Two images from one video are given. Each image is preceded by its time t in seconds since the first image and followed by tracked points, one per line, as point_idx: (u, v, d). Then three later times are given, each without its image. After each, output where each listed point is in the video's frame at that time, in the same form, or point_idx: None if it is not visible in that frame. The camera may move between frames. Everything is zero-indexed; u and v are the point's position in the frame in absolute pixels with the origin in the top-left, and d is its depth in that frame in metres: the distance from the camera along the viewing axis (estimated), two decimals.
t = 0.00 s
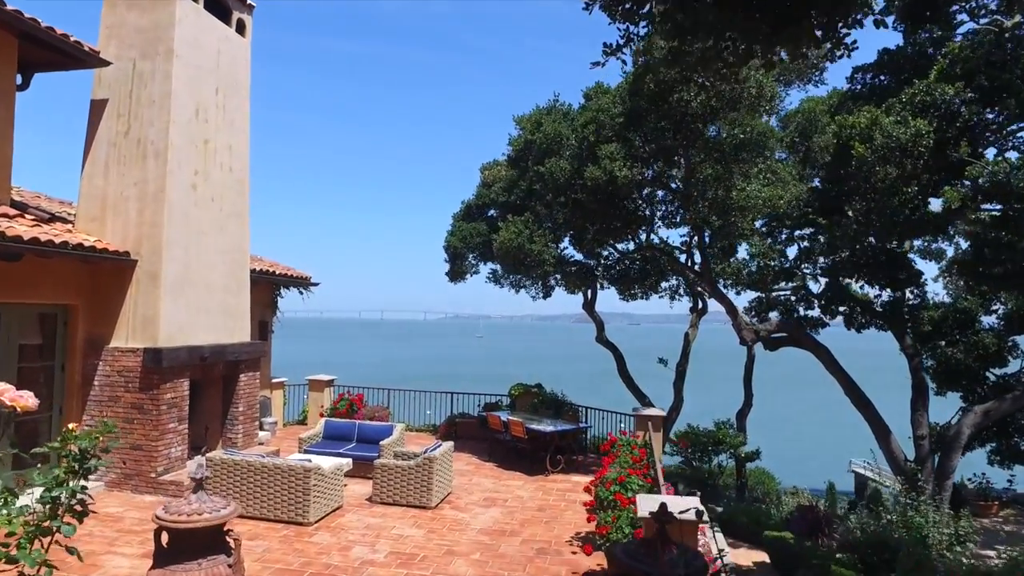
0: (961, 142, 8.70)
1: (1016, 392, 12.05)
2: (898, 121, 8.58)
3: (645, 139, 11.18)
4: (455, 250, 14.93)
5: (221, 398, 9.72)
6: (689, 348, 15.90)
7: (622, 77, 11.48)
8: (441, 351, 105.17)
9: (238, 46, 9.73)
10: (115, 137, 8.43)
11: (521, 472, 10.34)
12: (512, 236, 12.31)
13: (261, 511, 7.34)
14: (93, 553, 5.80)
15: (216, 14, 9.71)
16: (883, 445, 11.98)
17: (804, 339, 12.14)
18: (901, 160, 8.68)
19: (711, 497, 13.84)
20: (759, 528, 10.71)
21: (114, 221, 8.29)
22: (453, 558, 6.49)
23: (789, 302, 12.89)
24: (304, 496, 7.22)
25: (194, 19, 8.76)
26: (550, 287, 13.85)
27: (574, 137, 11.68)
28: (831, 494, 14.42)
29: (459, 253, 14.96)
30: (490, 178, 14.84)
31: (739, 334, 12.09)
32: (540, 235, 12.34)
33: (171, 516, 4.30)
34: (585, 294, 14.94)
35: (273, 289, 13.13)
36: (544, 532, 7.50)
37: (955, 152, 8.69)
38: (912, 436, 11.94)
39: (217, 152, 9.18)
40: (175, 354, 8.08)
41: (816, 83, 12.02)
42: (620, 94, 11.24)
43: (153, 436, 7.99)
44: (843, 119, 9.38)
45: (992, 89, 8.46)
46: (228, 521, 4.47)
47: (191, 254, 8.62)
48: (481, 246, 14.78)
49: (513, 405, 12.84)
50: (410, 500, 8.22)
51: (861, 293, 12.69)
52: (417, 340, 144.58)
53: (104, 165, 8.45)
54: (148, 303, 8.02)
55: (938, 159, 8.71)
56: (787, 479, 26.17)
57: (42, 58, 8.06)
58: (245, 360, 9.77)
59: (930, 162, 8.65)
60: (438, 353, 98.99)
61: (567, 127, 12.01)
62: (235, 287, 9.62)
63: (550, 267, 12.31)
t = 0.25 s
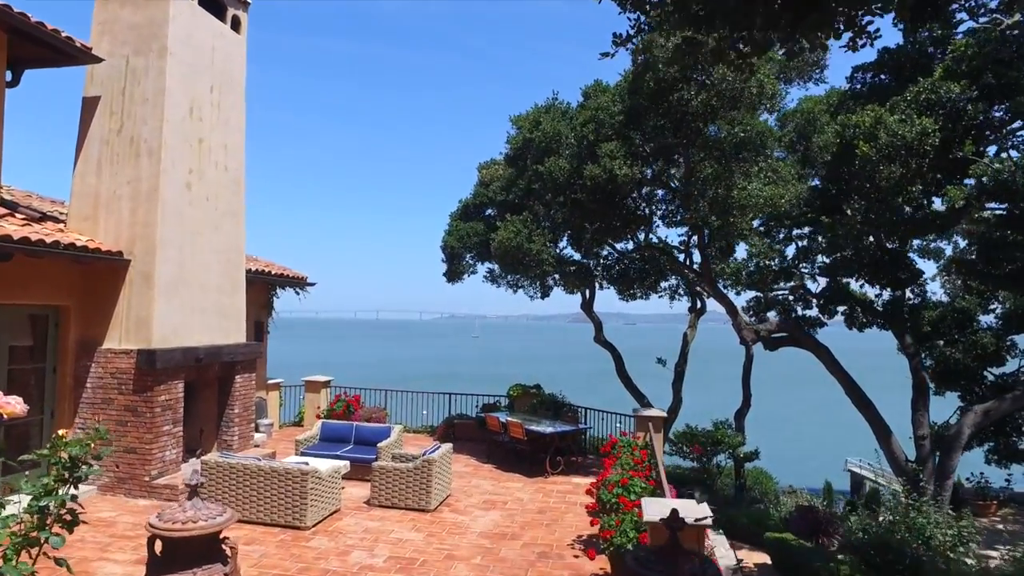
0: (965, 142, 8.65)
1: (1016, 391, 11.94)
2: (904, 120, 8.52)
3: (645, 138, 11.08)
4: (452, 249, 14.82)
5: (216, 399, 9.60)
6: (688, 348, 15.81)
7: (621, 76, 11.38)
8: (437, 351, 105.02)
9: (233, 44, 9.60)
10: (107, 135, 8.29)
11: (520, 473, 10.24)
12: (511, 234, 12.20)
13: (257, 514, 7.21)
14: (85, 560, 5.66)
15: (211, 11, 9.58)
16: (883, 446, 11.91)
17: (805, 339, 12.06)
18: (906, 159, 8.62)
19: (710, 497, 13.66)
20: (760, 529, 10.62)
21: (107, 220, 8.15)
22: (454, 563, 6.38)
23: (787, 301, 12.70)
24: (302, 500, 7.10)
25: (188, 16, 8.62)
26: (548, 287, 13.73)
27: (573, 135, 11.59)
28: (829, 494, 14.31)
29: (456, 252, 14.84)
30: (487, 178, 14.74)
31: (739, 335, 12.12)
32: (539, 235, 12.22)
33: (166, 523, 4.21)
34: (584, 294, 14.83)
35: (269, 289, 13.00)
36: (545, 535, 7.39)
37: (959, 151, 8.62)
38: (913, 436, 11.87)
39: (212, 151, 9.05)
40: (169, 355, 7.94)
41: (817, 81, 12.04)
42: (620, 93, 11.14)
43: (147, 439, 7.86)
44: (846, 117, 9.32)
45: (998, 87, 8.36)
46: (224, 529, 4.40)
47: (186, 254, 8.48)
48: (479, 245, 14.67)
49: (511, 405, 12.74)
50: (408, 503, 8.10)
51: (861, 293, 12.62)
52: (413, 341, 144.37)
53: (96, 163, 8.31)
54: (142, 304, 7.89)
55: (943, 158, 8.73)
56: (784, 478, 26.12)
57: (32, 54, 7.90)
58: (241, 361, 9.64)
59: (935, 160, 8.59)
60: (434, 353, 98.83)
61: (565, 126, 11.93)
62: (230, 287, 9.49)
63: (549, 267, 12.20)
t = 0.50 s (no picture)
0: (966, 140, 8.63)
1: (1012, 390, 11.87)
2: (905, 116, 8.48)
3: (641, 136, 10.92)
4: (447, 249, 14.69)
5: (208, 400, 9.44)
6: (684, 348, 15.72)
7: (617, 73, 11.40)
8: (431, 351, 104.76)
9: (225, 39, 9.44)
10: (96, 131, 8.12)
11: (516, 475, 10.15)
12: (507, 233, 12.06)
13: (250, 518, 7.07)
14: (72, 566, 5.51)
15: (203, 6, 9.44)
16: (881, 445, 11.85)
17: (803, 339, 11.98)
18: (908, 157, 8.56)
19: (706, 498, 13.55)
20: (757, 529, 10.55)
21: (96, 218, 7.99)
22: (451, 566, 6.27)
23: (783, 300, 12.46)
24: (295, 503, 6.97)
25: (179, 10, 8.47)
26: (544, 287, 13.64)
27: (569, 133, 11.51)
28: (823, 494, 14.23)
29: (451, 252, 14.72)
30: (482, 176, 14.63)
31: (737, 335, 12.09)
32: (535, 233, 12.10)
33: (156, 534, 4.16)
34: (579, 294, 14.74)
35: (261, 288, 12.84)
36: (543, 538, 7.28)
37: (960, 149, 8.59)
38: (911, 436, 11.81)
39: (203, 147, 8.89)
40: (160, 356, 7.78)
41: (816, 79, 12.05)
42: (618, 91, 11.14)
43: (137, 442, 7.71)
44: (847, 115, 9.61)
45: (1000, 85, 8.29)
46: (215, 536, 4.34)
47: (176, 252, 8.32)
48: (473, 244, 14.55)
49: (506, 406, 12.64)
50: (404, 506, 7.98)
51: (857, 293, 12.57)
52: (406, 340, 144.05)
53: (84, 160, 8.13)
54: (131, 304, 7.73)
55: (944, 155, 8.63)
56: (779, 478, 26.10)
57: (17, 48, 7.72)
58: (233, 362, 9.48)
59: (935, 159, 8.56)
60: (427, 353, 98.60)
61: (561, 123, 11.84)
62: (221, 287, 9.33)
63: (544, 265, 12.03)
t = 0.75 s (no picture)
0: (964, 139, 8.61)
1: (1007, 389, 11.81)
2: (904, 112, 8.43)
3: (639, 132, 10.89)
4: (440, 248, 14.57)
5: (199, 402, 9.32)
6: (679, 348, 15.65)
7: (612, 71, 11.38)
8: (424, 351, 104.55)
9: (216, 35, 9.29)
10: (83, 127, 7.96)
11: (512, 476, 10.10)
12: (502, 232, 11.94)
13: (241, 522, 6.94)
14: (57, 573, 5.37)
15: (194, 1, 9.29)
16: (877, 445, 11.79)
17: (799, 338, 11.92)
18: (907, 154, 8.47)
19: (701, 500, 13.42)
20: (754, 530, 10.47)
21: (83, 216, 7.83)
22: (446, 571, 6.15)
23: (777, 301, 12.45)
24: (287, 507, 6.84)
25: (169, 5, 8.31)
26: (538, 287, 13.55)
27: (565, 131, 11.51)
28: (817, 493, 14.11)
29: (445, 251, 14.59)
30: (476, 175, 14.53)
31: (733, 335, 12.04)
32: (530, 232, 12.01)
33: (141, 542, 4.11)
34: (574, 293, 14.64)
35: (253, 288, 12.69)
36: (539, 541, 7.17)
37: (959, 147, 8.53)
38: (907, 436, 11.75)
39: (193, 145, 8.74)
40: (149, 357, 7.63)
41: (812, 78, 12.01)
42: (614, 89, 11.17)
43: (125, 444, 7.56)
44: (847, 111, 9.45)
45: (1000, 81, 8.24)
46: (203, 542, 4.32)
47: (166, 251, 8.17)
48: (467, 244, 14.44)
49: (501, 407, 12.53)
50: (398, 509, 7.86)
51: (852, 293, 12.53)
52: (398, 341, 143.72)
53: (71, 156, 7.97)
54: (119, 304, 7.58)
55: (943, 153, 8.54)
56: (772, 478, 26.08)
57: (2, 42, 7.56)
58: (224, 363, 9.32)
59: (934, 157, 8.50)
60: (420, 353, 98.38)
61: (556, 121, 11.80)
62: (212, 287, 9.18)
63: (538, 264, 11.95)
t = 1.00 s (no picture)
0: (959, 135, 8.51)
1: (999, 388, 11.78)
2: (898, 108, 8.36)
3: (633, 130, 10.81)
4: (431, 248, 14.43)
5: (185, 404, 9.14)
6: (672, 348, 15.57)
7: (605, 69, 11.29)
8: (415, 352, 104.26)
9: (202, 29, 9.12)
10: (65, 123, 7.78)
11: (504, 478, 9.97)
12: (493, 231, 11.80)
13: (227, 527, 6.79)
14: None
15: None
16: (870, 445, 11.73)
17: (793, 338, 11.85)
18: (902, 150, 8.40)
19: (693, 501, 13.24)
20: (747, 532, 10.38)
21: (65, 213, 7.65)
22: None
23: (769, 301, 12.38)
24: (274, 511, 6.70)
25: None
26: (530, 287, 13.43)
27: (558, 130, 11.44)
28: (808, 492, 14.00)
29: (436, 251, 14.45)
30: (467, 174, 14.40)
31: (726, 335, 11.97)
32: (522, 231, 11.90)
33: (118, 553, 4.07)
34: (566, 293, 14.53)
35: (241, 288, 12.51)
36: (532, 544, 7.05)
37: (954, 145, 8.47)
38: (900, 436, 11.70)
39: (179, 142, 8.57)
40: (133, 358, 7.46)
41: (805, 76, 11.95)
42: (606, 86, 11.08)
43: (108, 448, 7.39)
44: (842, 107, 9.28)
45: (996, 78, 8.30)
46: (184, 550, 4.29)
47: (151, 250, 8.00)
48: (458, 243, 14.31)
49: (493, 408, 12.42)
50: (388, 512, 7.72)
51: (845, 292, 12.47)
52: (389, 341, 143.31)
53: (52, 153, 7.79)
54: (102, 304, 7.40)
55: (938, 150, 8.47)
56: (764, 478, 26.07)
57: None
58: (211, 364, 9.15)
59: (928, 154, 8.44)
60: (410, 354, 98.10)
61: (548, 120, 11.73)
62: (199, 287, 9.01)
63: (531, 264, 11.86)
